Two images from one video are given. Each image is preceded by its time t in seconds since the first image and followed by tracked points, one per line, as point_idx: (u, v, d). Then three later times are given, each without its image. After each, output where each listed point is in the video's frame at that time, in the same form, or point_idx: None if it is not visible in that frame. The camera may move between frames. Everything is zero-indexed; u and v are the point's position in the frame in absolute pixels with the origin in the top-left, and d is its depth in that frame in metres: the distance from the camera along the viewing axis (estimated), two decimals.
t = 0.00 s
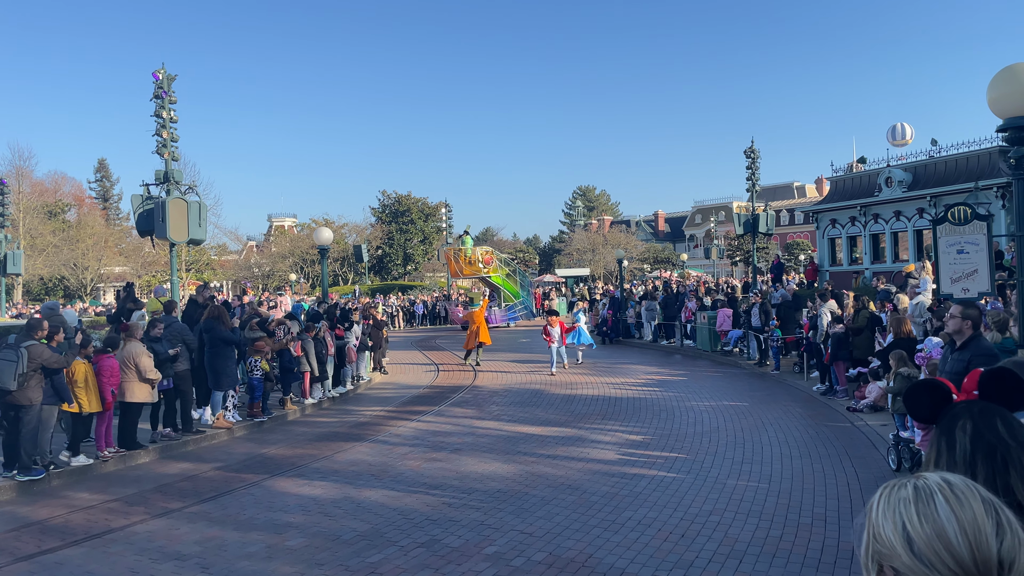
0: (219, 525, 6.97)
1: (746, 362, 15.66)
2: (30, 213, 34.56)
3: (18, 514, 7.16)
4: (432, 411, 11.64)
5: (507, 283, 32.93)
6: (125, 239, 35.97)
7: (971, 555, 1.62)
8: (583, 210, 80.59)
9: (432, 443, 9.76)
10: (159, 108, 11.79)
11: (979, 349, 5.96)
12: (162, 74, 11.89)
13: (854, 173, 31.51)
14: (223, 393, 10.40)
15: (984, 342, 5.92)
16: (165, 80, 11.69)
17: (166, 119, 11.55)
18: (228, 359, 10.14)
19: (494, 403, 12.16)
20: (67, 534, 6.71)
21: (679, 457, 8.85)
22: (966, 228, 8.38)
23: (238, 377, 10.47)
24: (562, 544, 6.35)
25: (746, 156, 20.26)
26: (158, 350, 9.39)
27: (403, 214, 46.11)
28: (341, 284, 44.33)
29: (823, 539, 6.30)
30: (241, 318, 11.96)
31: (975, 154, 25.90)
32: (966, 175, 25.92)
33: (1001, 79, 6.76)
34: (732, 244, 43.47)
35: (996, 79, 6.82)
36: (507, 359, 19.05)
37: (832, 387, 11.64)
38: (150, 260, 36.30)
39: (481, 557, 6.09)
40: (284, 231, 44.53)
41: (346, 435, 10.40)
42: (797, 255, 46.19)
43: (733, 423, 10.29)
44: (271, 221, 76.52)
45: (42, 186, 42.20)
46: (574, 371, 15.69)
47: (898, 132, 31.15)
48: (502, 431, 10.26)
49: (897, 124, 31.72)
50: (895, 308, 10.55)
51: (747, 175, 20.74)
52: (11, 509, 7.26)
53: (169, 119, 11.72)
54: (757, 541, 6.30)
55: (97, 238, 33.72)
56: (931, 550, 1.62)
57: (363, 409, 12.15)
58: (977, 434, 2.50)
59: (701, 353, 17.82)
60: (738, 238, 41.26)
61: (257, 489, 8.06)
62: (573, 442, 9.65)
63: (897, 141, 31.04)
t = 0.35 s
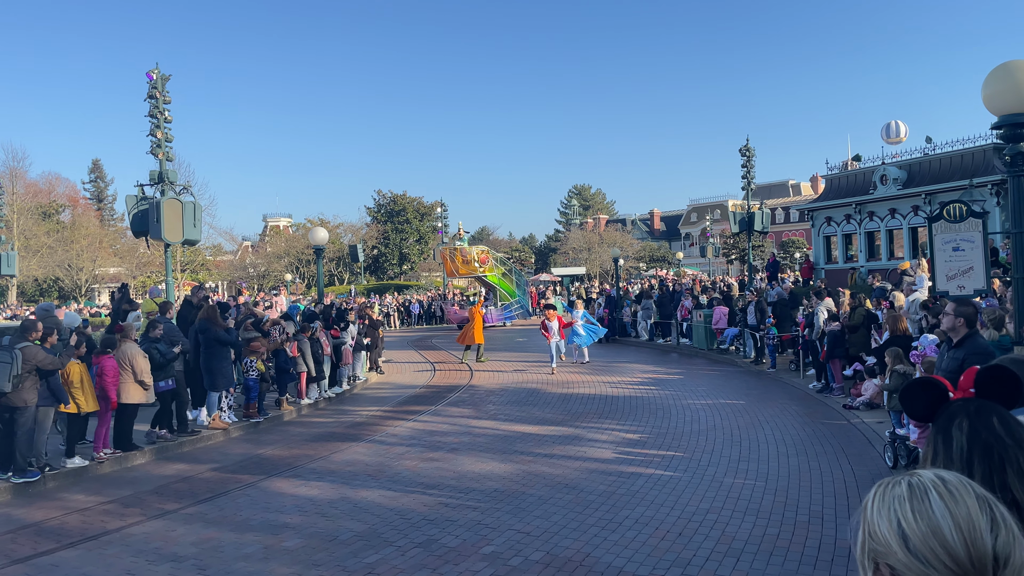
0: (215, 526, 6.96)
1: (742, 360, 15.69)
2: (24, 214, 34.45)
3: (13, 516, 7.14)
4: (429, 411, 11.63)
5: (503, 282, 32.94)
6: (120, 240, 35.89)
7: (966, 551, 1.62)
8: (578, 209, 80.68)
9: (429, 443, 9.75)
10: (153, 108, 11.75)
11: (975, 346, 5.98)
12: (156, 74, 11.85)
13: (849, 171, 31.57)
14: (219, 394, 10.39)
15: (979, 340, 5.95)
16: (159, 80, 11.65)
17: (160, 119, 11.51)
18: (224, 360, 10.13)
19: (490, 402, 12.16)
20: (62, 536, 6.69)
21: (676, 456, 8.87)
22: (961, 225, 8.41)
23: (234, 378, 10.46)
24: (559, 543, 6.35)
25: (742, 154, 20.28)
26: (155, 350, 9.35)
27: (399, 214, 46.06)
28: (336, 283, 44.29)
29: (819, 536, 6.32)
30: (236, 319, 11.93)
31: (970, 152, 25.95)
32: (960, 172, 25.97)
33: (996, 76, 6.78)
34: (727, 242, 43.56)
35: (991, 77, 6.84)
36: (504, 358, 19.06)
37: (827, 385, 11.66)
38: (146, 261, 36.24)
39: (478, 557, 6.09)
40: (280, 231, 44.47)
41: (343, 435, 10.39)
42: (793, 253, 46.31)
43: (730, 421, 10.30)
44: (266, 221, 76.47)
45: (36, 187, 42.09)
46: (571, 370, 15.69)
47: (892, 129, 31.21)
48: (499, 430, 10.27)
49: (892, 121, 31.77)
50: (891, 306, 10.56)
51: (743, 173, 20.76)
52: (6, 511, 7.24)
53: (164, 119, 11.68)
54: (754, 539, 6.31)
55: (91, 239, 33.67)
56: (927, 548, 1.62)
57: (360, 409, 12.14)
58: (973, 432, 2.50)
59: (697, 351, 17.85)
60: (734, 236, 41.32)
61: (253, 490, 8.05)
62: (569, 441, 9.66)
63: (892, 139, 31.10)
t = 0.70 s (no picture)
0: (209, 526, 6.94)
1: (737, 358, 15.72)
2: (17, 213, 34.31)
3: (6, 515, 7.11)
4: (424, 410, 11.62)
5: (498, 281, 32.95)
6: (114, 238, 35.80)
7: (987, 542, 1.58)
8: (574, 208, 80.79)
9: (424, 442, 9.75)
10: (146, 107, 11.70)
11: (969, 345, 5.99)
12: (150, 72, 11.79)
13: (844, 170, 31.65)
14: (213, 393, 10.34)
15: (974, 339, 5.96)
16: (153, 78, 11.61)
17: (154, 118, 11.46)
18: (218, 359, 10.10)
19: (485, 401, 12.16)
20: (56, 536, 6.66)
21: (670, 454, 8.88)
22: (955, 224, 8.43)
23: (228, 377, 10.44)
24: (554, 542, 6.35)
25: (737, 153, 20.30)
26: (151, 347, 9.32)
27: (394, 213, 46.01)
28: (331, 282, 44.23)
29: (813, 535, 6.34)
30: (230, 317, 11.88)
31: (964, 151, 26.03)
32: (954, 171, 26.05)
33: (989, 76, 6.81)
34: (722, 241, 43.65)
35: (984, 77, 6.86)
36: (499, 357, 19.06)
37: (822, 383, 11.69)
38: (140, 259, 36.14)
39: (473, 556, 6.09)
40: (274, 230, 44.38)
41: (338, 434, 10.37)
42: (787, 252, 46.44)
43: (724, 420, 10.32)
44: (261, 220, 76.37)
45: (29, 185, 41.89)
46: (566, 369, 15.71)
47: (886, 129, 31.29)
48: (493, 429, 10.26)
49: (886, 121, 31.85)
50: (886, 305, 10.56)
51: (738, 172, 20.78)
52: None
53: (157, 118, 11.63)
54: (748, 538, 6.32)
55: (85, 238, 33.60)
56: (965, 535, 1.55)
57: (355, 408, 12.13)
58: (967, 431, 2.50)
59: (692, 350, 17.88)
60: (729, 235, 41.41)
61: (247, 489, 8.03)
62: (565, 439, 9.66)
63: (886, 138, 31.18)
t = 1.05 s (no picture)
0: (203, 523, 6.94)
1: (731, 358, 15.75)
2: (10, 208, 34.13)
3: None
4: (418, 407, 11.62)
5: (493, 279, 32.93)
6: (108, 234, 35.68)
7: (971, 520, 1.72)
8: (569, 207, 80.80)
9: (418, 439, 9.75)
10: (141, 103, 11.65)
11: (966, 345, 6.00)
12: (144, 68, 11.75)
13: (839, 170, 31.73)
14: (207, 390, 10.31)
15: (970, 339, 5.98)
16: (148, 74, 11.56)
17: (149, 114, 11.42)
18: (212, 356, 10.06)
19: (480, 398, 12.17)
20: (48, 532, 6.65)
21: (664, 453, 8.91)
22: (949, 225, 8.47)
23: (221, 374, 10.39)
24: (548, 540, 6.36)
25: (732, 152, 20.32)
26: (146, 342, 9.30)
27: (389, 210, 45.96)
28: (326, 280, 44.15)
29: (806, 534, 6.36)
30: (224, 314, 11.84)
31: (958, 152, 26.09)
32: (949, 172, 26.12)
33: (983, 78, 6.84)
34: (717, 240, 43.73)
35: (979, 77, 6.89)
36: (494, 355, 19.07)
37: (816, 382, 11.73)
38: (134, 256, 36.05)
39: (467, 554, 6.09)
40: (269, 226, 44.28)
41: (332, 431, 10.37)
42: (782, 252, 46.61)
43: (718, 418, 10.34)
44: (255, 216, 76.20)
45: (23, 180, 41.74)
46: (561, 367, 15.71)
47: (880, 129, 31.35)
48: (488, 427, 10.26)
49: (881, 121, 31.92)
50: (880, 305, 10.59)
51: (733, 171, 20.81)
52: None
53: (152, 114, 11.59)
54: (741, 537, 6.34)
55: (78, 234, 33.46)
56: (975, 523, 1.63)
57: (349, 405, 12.12)
58: (962, 431, 2.51)
59: (686, 349, 17.92)
60: (724, 234, 41.48)
61: (241, 486, 8.02)
62: (559, 437, 9.68)
63: (881, 139, 31.26)
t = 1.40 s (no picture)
0: (197, 518, 6.93)
1: (727, 356, 15.78)
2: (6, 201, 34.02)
3: None
4: (414, 404, 11.62)
5: (489, 277, 32.94)
6: (103, 229, 35.59)
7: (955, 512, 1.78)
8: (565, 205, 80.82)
9: (413, 436, 9.75)
10: (137, 97, 11.62)
11: (961, 346, 6.04)
12: (141, 62, 11.71)
13: (835, 169, 31.79)
14: (202, 385, 10.31)
15: (967, 339, 6.02)
16: (144, 68, 11.53)
17: (145, 108, 11.39)
18: (207, 351, 10.15)
19: (475, 395, 12.17)
20: (42, 526, 6.64)
21: (659, 450, 8.93)
22: (945, 225, 8.49)
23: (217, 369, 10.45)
24: (543, 537, 6.37)
25: (729, 151, 20.34)
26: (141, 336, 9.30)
27: (385, 207, 45.93)
28: (322, 276, 44.10)
29: (800, 532, 6.38)
30: (220, 309, 11.83)
31: (954, 152, 26.17)
32: (945, 172, 26.18)
33: (981, 78, 6.85)
34: (714, 239, 43.77)
35: (976, 77, 6.90)
36: (490, 352, 19.08)
37: (810, 381, 11.76)
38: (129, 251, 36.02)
39: (461, 550, 6.09)
40: (265, 222, 44.21)
41: (327, 427, 10.36)
42: (778, 251, 46.69)
43: (713, 417, 10.36)
44: (251, 212, 76.09)
45: (19, 174, 41.64)
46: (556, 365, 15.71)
47: (877, 129, 31.42)
48: (483, 424, 10.27)
49: (877, 121, 31.99)
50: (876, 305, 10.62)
51: (730, 170, 20.82)
52: None
53: (149, 108, 11.56)
54: (735, 534, 6.36)
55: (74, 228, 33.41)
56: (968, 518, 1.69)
57: (344, 401, 12.11)
58: (957, 428, 2.52)
59: (682, 347, 17.94)
60: (720, 233, 41.52)
61: (235, 481, 8.01)
62: (554, 435, 9.68)
63: (877, 138, 31.32)
